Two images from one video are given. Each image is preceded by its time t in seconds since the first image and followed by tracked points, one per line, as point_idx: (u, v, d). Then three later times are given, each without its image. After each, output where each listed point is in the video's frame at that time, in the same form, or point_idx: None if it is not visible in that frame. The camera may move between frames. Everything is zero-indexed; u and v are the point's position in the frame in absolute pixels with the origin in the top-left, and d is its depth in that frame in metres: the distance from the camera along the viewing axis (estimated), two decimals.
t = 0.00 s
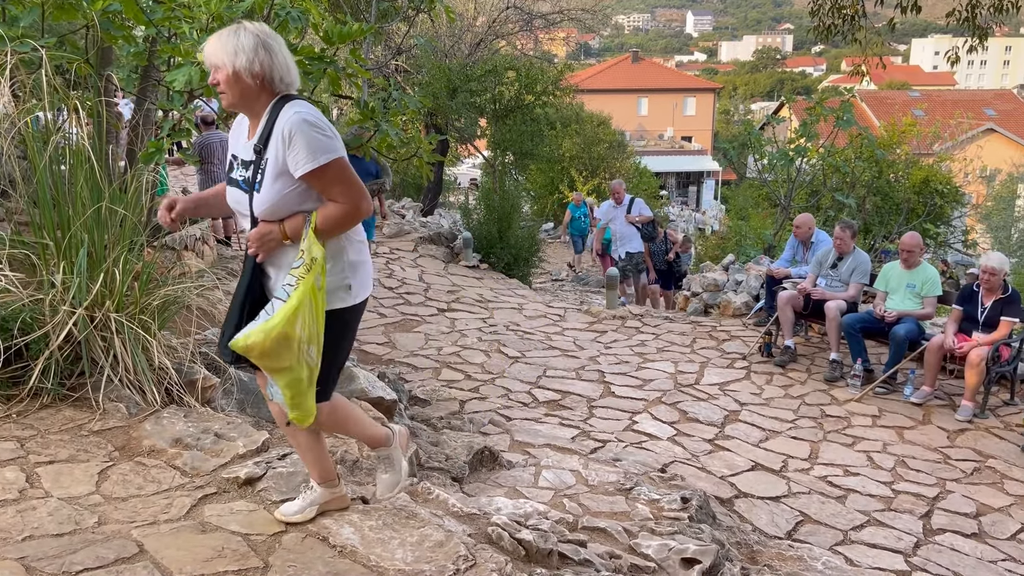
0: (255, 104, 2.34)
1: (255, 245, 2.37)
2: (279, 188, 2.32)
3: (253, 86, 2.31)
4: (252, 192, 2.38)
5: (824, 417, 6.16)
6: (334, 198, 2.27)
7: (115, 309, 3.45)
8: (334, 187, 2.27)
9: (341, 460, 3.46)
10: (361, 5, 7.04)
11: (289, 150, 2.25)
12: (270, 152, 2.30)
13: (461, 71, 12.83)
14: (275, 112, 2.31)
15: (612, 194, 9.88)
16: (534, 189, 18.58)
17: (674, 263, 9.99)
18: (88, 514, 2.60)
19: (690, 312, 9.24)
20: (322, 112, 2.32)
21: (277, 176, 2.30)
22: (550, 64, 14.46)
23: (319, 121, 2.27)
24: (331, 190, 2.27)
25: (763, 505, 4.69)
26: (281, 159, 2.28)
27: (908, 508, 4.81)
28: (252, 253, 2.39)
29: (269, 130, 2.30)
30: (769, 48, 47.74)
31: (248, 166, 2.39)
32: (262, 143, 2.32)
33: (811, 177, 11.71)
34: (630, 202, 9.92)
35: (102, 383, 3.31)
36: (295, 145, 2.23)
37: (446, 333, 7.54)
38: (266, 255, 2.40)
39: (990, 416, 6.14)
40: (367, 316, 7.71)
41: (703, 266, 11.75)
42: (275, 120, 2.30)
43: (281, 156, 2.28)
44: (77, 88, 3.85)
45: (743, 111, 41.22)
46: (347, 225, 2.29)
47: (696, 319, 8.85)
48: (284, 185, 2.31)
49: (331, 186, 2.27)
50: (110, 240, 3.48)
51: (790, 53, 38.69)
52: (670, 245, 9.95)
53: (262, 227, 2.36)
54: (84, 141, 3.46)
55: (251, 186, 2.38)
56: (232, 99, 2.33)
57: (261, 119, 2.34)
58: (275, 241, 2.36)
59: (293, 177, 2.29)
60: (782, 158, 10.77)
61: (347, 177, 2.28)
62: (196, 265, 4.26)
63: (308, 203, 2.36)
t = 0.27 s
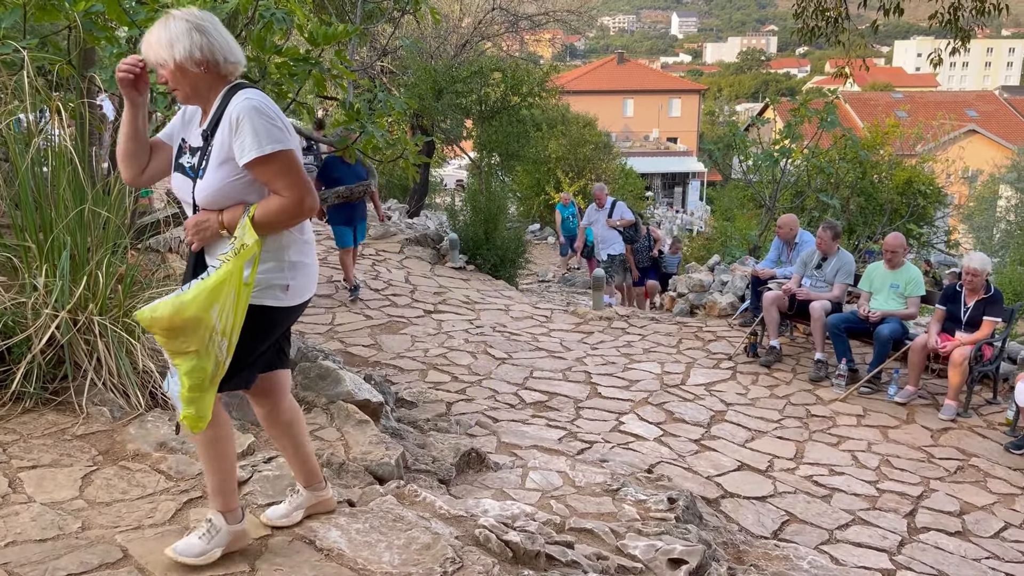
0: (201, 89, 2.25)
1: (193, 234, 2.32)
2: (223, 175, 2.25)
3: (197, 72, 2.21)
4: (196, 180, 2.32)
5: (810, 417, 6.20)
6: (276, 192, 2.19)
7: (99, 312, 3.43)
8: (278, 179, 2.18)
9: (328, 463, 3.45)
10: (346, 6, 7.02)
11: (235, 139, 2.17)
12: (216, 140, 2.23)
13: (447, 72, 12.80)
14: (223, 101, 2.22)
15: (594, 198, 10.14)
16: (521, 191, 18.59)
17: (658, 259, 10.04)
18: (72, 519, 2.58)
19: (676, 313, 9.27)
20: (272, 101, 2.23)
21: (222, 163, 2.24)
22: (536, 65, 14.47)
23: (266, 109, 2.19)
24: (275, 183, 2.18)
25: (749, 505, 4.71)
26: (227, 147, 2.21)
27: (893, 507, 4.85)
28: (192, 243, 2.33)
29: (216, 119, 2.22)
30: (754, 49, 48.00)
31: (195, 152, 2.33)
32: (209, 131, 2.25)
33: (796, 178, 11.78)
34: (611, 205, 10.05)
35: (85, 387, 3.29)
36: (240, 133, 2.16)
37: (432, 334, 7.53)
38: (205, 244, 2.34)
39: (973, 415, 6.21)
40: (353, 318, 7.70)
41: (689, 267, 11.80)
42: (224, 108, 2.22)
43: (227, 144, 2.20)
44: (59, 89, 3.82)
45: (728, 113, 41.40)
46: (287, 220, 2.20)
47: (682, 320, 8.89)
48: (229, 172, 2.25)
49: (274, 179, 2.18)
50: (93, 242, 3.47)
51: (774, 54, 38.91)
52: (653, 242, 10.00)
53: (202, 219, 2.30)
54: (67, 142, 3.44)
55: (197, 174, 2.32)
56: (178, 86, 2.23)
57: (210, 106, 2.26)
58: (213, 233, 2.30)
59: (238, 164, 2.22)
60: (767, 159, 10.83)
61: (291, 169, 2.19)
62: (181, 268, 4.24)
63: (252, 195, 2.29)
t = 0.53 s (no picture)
0: (128, 75, 2.14)
1: (107, 240, 2.17)
2: (140, 170, 2.12)
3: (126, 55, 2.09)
4: (112, 172, 2.18)
5: (795, 417, 6.25)
6: (196, 192, 2.06)
7: (83, 316, 3.41)
8: (201, 178, 2.06)
9: (314, 466, 3.45)
10: (331, 8, 6.99)
11: (157, 131, 2.05)
12: (136, 131, 2.10)
13: (433, 74, 12.82)
14: (149, 89, 2.10)
15: (580, 198, 10.04)
16: (507, 192, 18.60)
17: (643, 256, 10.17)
18: (56, 524, 2.56)
19: (663, 313, 9.31)
20: (201, 95, 2.12)
21: (140, 157, 2.11)
22: (522, 67, 14.49)
23: (192, 102, 2.07)
24: (197, 182, 2.06)
25: (735, 505, 4.74)
26: (146, 140, 2.08)
27: (877, 507, 4.89)
28: (105, 248, 2.18)
29: (138, 108, 2.10)
30: (739, 52, 48.29)
31: (115, 143, 2.20)
32: (130, 121, 2.12)
33: (781, 180, 11.86)
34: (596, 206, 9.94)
35: (70, 391, 3.27)
36: (162, 125, 2.04)
37: (419, 336, 7.53)
38: (120, 248, 2.20)
39: (956, 415, 6.27)
40: (339, 320, 7.69)
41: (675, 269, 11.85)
42: (147, 98, 2.10)
43: (147, 137, 2.07)
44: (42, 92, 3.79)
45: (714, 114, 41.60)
46: (208, 223, 2.07)
47: (668, 321, 8.92)
48: (146, 168, 2.11)
49: (195, 178, 2.06)
50: (77, 245, 3.44)
51: (759, 57, 39.15)
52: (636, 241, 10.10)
53: (114, 219, 2.15)
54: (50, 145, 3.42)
55: (113, 166, 2.18)
56: (104, 65, 2.11)
57: (135, 94, 2.13)
58: (127, 237, 2.15)
59: (157, 159, 2.09)
60: (753, 161, 10.90)
61: (214, 168, 2.07)
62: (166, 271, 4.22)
63: (169, 194, 2.16)
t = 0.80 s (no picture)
0: (34, 59, 2.04)
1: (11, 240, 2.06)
2: (39, 160, 2.01)
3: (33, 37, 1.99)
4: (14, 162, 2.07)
5: (781, 418, 6.29)
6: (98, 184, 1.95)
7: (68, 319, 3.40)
8: (104, 171, 1.94)
9: (301, 469, 3.44)
10: (318, 10, 6.99)
11: (55, 120, 1.93)
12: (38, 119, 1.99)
13: (420, 76, 12.85)
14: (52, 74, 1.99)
15: (566, 197, 9.77)
16: (495, 195, 18.62)
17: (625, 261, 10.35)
18: (41, 530, 2.55)
19: (650, 315, 9.35)
20: (104, 80, 1.99)
21: (38, 146, 2.00)
22: (509, 70, 14.51)
23: (93, 90, 1.94)
24: (100, 175, 1.94)
25: (723, 506, 4.77)
26: (47, 129, 1.97)
27: (863, 506, 4.93)
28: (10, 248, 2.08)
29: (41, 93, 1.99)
30: (725, 54, 48.48)
31: (22, 131, 2.09)
32: (34, 108, 2.01)
33: (767, 182, 11.94)
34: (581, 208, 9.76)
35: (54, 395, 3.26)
36: (59, 115, 1.92)
37: (406, 339, 7.52)
38: (29, 249, 2.09)
39: (940, 415, 6.33)
40: (326, 323, 7.67)
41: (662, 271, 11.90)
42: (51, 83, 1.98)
43: (47, 126, 1.96)
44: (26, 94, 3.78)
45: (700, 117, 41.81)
46: (115, 217, 1.96)
47: (656, 323, 8.96)
48: (44, 158, 2.01)
49: (97, 169, 1.94)
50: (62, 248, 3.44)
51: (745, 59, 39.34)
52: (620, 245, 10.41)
53: (18, 217, 2.04)
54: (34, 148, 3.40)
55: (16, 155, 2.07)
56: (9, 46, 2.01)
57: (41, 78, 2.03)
58: (32, 236, 2.05)
59: (57, 150, 1.98)
60: (739, 164, 10.97)
61: (119, 159, 1.95)
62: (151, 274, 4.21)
63: (70, 185, 2.05)
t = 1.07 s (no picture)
0: None
1: None
2: None
3: None
4: None
5: (768, 420, 6.32)
6: None
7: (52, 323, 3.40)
8: None
9: (288, 473, 3.44)
10: (305, 12, 6.98)
11: None
12: None
13: (408, 79, 12.86)
14: None
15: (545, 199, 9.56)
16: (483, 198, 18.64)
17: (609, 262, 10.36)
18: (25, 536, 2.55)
19: (638, 317, 9.37)
20: None
21: None
22: (497, 73, 14.54)
23: None
24: None
25: (711, 508, 4.79)
26: None
27: (850, 507, 4.97)
28: None
29: None
30: (712, 57, 48.64)
31: None
32: None
33: (754, 184, 12.00)
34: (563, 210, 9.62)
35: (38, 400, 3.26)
36: None
37: (395, 342, 7.52)
38: None
39: (926, 416, 6.38)
40: (314, 326, 7.66)
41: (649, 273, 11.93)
42: None
43: None
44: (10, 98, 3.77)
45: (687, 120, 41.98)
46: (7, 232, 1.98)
47: (644, 325, 8.99)
48: None
49: None
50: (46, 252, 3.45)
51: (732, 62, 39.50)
52: (607, 245, 10.39)
53: None
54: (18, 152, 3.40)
55: None
56: None
57: None
58: None
59: None
60: (726, 166, 11.03)
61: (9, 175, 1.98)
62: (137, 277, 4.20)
63: None
